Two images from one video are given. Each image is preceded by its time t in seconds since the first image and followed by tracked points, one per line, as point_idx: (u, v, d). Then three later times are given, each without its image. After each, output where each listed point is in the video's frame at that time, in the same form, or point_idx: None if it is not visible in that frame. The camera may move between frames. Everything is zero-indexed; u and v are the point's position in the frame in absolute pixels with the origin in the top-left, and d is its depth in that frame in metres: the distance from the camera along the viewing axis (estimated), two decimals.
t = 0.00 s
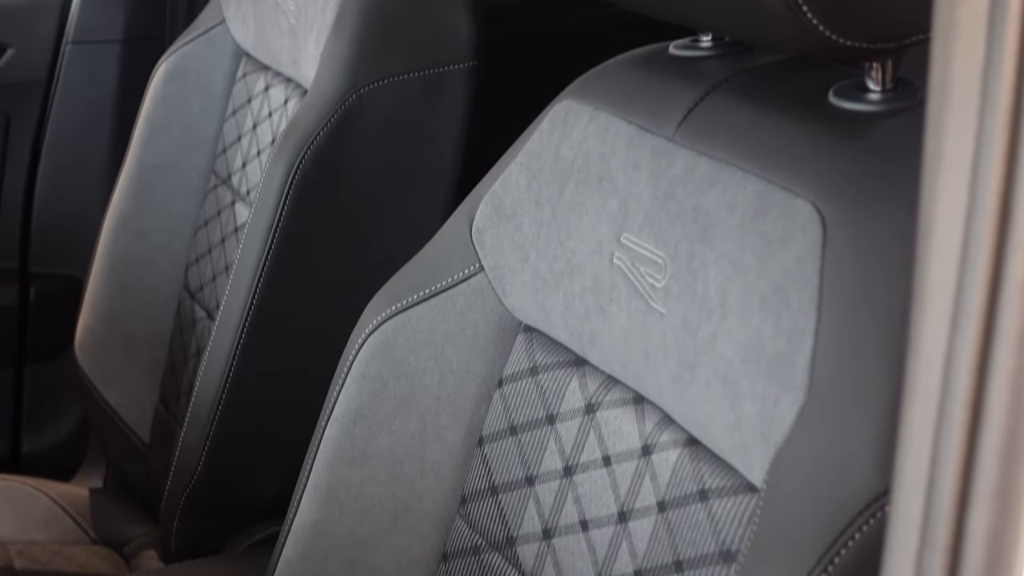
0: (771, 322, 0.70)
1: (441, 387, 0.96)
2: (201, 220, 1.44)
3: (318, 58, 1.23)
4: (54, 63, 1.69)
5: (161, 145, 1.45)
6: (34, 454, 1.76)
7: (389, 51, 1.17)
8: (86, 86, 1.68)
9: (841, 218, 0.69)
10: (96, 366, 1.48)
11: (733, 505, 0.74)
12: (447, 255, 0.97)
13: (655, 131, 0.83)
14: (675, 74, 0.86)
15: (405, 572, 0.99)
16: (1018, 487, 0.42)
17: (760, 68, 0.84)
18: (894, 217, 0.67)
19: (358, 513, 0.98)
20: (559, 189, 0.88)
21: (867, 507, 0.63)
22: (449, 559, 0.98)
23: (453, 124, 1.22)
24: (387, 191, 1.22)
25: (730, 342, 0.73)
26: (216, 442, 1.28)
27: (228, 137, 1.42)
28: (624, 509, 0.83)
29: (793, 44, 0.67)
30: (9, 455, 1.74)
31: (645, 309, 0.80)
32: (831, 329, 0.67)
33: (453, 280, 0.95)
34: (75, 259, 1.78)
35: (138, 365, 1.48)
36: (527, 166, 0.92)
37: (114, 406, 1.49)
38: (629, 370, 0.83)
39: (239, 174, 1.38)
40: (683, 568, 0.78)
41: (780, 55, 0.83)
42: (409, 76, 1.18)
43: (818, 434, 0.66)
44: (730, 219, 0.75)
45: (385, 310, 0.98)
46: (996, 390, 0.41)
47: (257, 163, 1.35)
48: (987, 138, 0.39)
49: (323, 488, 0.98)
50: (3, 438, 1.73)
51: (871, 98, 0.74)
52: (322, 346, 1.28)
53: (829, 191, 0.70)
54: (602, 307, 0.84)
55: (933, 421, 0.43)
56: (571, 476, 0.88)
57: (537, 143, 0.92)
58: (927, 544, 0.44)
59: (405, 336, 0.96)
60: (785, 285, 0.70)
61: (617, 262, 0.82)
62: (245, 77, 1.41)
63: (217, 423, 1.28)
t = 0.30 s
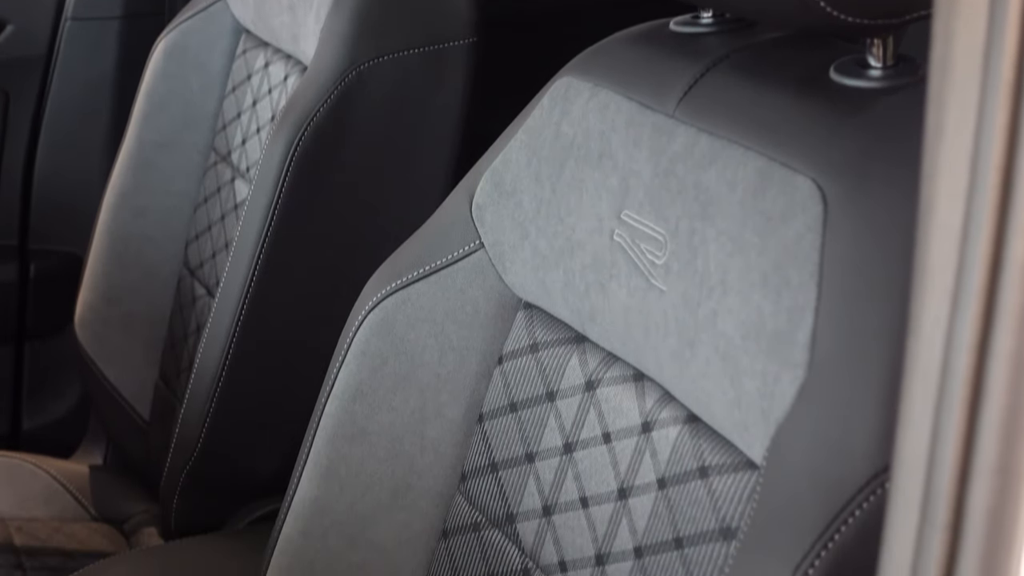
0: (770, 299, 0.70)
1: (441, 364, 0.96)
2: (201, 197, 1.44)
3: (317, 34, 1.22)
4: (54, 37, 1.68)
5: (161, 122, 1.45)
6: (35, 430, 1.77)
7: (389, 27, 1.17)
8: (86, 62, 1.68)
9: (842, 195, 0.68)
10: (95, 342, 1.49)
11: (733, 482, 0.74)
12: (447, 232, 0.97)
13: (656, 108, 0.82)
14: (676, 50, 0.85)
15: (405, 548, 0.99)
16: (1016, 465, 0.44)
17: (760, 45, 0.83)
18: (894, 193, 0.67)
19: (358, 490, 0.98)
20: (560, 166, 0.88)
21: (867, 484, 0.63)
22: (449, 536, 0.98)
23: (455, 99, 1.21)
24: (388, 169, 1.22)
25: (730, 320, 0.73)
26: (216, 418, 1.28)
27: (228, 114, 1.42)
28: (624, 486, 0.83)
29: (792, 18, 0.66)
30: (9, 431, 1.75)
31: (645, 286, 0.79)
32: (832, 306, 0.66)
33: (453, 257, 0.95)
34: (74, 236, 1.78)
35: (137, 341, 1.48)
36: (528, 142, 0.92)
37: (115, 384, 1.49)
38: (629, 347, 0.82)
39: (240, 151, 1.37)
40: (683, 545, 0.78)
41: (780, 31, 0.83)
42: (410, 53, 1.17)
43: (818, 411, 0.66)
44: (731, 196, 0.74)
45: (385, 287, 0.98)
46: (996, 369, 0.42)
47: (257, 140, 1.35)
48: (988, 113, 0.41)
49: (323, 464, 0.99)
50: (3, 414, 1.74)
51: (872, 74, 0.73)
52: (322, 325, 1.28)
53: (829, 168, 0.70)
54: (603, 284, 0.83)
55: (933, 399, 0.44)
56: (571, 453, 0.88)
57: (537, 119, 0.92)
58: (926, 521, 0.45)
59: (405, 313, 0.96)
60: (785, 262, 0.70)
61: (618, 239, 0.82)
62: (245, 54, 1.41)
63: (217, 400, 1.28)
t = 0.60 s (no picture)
0: (771, 276, 0.70)
1: (441, 341, 0.96)
2: (201, 173, 1.43)
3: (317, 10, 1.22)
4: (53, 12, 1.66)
5: (160, 98, 1.45)
6: (35, 406, 1.76)
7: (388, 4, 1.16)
8: (85, 38, 1.67)
9: (841, 170, 0.68)
10: (95, 318, 1.49)
11: (733, 459, 0.74)
12: (447, 209, 0.96)
13: (656, 84, 0.82)
14: (676, 27, 0.85)
15: (405, 525, 0.99)
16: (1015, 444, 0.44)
17: (761, 22, 0.83)
18: (894, 170, 0.66)
19: (358, 467, 0.99)
20: (560, 142, 0.87)
21: (866, 462, 0.63)
22: (449, 513, 0.98)
23: (453, 74, 1.20)
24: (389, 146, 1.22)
25: (731, 296, 0.72)
26: (216, 395, 1.29)
27: (228, 90, 1.41)
28: (624, 463, 0.83)
29: None
30: (9, 407, 1.74)
31: (646, 263, 0.79)
32: (834, 282, 0.66)
33: (454, 234, 0.95)
34: (74, 212, 1.78)
35: (136, 316, 1.49)
36: (528, 118, 0.91)
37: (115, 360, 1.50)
38: (629, 324, 0.82)
39: (239, 127, 1.36)
40: (684, 522, 0.78)
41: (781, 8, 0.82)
42: (409, 30, 1.17)
43: (818, 388, 0.66)
44: (732, 172, 0.74)
45: (384, 265, 0.98)
46: (997, 345, 0.43)
47: (256, 116, 1.34)
48: (990, 89, 0.41)
49: (321, 441, 0.99)
50: (3, 390, 1.73)
51: (873, 51, 0.73)
52: (321, 302, 1.28)
53: (830, 145, 0.69)
54: (603, 260, 0.83)
55: (933, 379, 0.45)
56: (571, 430, 0.88)
57: (538, 96, 0.92)
58: (925, 500, 0.46)
59: (405, 290, 0.96)
60: (785, 239, 0.70)
61: (618, 215, 0.81)
62: (245, 30, 1.40)
63: (217, 378, 1.28)
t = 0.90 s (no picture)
0: (771, 253, 0.70)
1: (441, 318, 0.96)
2: (201, 150, 1.42)
3: None
4: None
5: (160, 75, 1.45)
6: (34, 384, 1.76)
7: None
8: (85, 15, 1.67)
9: (841, 147, 0.68)
10: (98, 295, 1.51)
11: (733, 436, 0.74)
12: (447, 186, 0.96)
13: (656, 61, 0.81)
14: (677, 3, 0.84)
15: (405, 501, 0.99)
16: (1015, 422, 0.45)
17: None
18: (894, 148, 0.66)
19: (358, 444, 0.99)
20: (560, 119, 0.87)
21: (867, 439, 0.62)
22: (449, 490, 0.98)
23: (454, 52, 1.20)
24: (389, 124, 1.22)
25: (731, 274, 0.72)
26: (215, 372, 1.29)
27: (228, 67, 1.40)
28: (624, 441, 0.83)
29: None
30: (8, 385, 1.74)
31: (646, 241, 0.79)
32: (835, 259, 0.66)
33: (457, 210, 0.94)
34: (74, 190, 1.78)
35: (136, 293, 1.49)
36: (528, 95, 0.91)
37: (114, 338, 1.51)
38: (629, 302, 0.82)
39: (239, 105, 1.36)
40: (683, 499, 0.78)
41: None
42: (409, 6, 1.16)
43: (817, 366, 0.66)
44: (732, 148, 0.73)
45: (385, 242, 0.98)
46: (998, 322, 0.44)
47: (256, 93, 1.33)
48: (991, 70, 0.42)
49: (321, 419, 0.99)
50: (3, 367, 1.73)
51: (874, 28, 0.73)
52: (321, 280, 1.29)
53: (831, 121, 0.69)
54: (602, 237, 0.83)
55: (934, 359, 0.46)
56: (571, 407, 0.88)
57: (538, 72, 0.91)
58: (926, 477, 0.47)
59: (405, 267, 0.96)
60: (785, 216, 0.69)
61: (618, 193, 0.81)
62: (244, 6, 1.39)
63: (217, 355, 1.28)
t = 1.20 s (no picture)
0: (772, 231, 0.69)
1: (441, 296, 0.96)
2: (200, 127, 1.42)
3: None
4: None
5: (158, 53, 1.44)
6: (34, 361, 1.77)
7: None
8: None
9: (842, 124, 0.68)
10: (97, 274, 1.51)
11: (733, 414, 0.74)
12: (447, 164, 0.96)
13: (657, 38, 0.81)
14: None
15: (406, 479, 1.00)
16: (1014, 398, 0.46)
17: None
18: (895, 125, 0.66)
19: (358, 422, 0.98)
20: (560, 96, 0.87)
21: (867, 418, 0.62)
22: (449, 468, 0.99)
23: (455, 31, 1.21)
24: (389, 100, 1.22)
25: (732, 252, 0.72)
26: (215, 350, 1.29)
27: (227, 44, 1.39)
28: (624, 419, 0.83)
29: None
30: (9, 363, 1.76)
31: (646, 219, 0.79)
32: (836, 236, 0.66)
33: (451, 189, 0.94)
34: (73, 167, 1.77)
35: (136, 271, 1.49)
36: (529, 72, 0.91)
37: (113, 314, 1.51)
38: (629, 279, 0.82)
39: (238, 82, 1.35)
40: (683, 477, 0.78)
41: None
42: None
43: (817, 345, 0.65)
44: (733, 126, 0.73)
45: (383, 220, 0.97)
46: (1000, 297, 0.45)
47: (256, 70, 1.32)
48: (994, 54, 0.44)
49: (322, 396, 0.98)
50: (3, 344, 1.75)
51: (876, 4, 0.71)
52: (322, 258, 1.29)
53: (832, 98, 0.69)
54: (603, 215, 0.83)
55: (935, 337, 0.47)
56: (571, 385, 0.88)
57: (538, 49, 0.91)
58: (926, 452, 0.48)
59: (406, 245, 0.95)
60: (786, 193, 0.69)
61: (619, 170, 0.81)
62: None
63: (217, 331, 1.28)
